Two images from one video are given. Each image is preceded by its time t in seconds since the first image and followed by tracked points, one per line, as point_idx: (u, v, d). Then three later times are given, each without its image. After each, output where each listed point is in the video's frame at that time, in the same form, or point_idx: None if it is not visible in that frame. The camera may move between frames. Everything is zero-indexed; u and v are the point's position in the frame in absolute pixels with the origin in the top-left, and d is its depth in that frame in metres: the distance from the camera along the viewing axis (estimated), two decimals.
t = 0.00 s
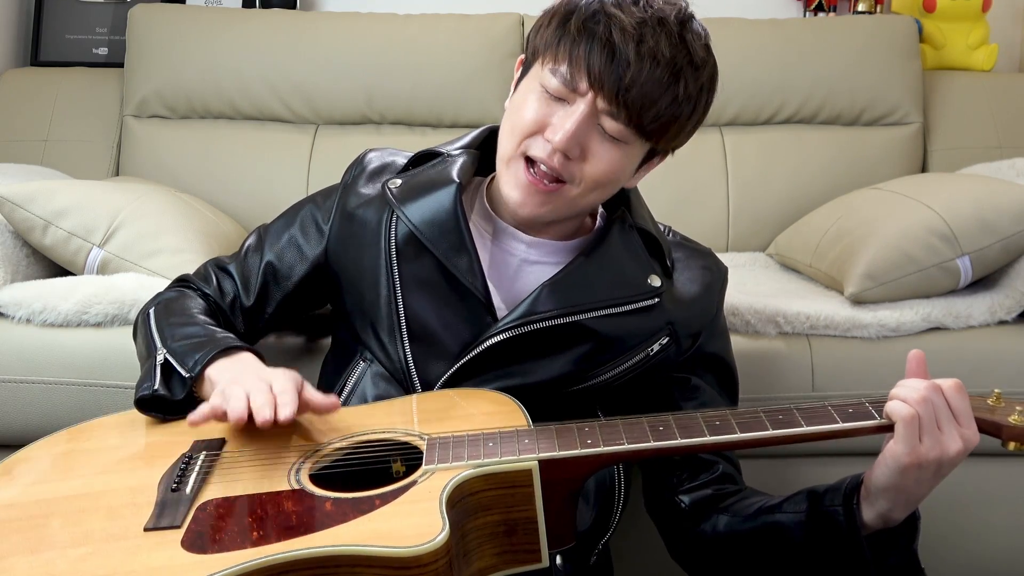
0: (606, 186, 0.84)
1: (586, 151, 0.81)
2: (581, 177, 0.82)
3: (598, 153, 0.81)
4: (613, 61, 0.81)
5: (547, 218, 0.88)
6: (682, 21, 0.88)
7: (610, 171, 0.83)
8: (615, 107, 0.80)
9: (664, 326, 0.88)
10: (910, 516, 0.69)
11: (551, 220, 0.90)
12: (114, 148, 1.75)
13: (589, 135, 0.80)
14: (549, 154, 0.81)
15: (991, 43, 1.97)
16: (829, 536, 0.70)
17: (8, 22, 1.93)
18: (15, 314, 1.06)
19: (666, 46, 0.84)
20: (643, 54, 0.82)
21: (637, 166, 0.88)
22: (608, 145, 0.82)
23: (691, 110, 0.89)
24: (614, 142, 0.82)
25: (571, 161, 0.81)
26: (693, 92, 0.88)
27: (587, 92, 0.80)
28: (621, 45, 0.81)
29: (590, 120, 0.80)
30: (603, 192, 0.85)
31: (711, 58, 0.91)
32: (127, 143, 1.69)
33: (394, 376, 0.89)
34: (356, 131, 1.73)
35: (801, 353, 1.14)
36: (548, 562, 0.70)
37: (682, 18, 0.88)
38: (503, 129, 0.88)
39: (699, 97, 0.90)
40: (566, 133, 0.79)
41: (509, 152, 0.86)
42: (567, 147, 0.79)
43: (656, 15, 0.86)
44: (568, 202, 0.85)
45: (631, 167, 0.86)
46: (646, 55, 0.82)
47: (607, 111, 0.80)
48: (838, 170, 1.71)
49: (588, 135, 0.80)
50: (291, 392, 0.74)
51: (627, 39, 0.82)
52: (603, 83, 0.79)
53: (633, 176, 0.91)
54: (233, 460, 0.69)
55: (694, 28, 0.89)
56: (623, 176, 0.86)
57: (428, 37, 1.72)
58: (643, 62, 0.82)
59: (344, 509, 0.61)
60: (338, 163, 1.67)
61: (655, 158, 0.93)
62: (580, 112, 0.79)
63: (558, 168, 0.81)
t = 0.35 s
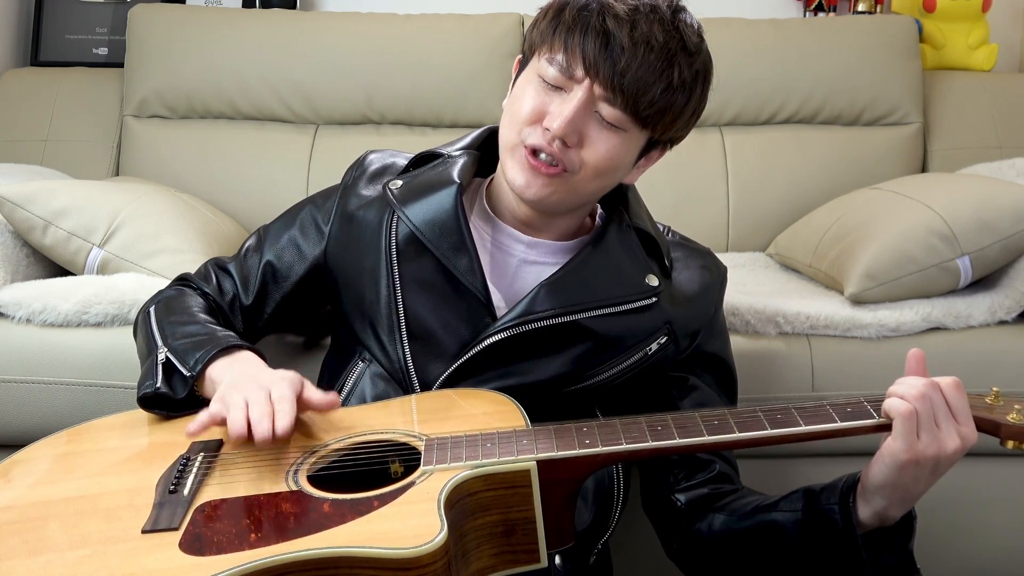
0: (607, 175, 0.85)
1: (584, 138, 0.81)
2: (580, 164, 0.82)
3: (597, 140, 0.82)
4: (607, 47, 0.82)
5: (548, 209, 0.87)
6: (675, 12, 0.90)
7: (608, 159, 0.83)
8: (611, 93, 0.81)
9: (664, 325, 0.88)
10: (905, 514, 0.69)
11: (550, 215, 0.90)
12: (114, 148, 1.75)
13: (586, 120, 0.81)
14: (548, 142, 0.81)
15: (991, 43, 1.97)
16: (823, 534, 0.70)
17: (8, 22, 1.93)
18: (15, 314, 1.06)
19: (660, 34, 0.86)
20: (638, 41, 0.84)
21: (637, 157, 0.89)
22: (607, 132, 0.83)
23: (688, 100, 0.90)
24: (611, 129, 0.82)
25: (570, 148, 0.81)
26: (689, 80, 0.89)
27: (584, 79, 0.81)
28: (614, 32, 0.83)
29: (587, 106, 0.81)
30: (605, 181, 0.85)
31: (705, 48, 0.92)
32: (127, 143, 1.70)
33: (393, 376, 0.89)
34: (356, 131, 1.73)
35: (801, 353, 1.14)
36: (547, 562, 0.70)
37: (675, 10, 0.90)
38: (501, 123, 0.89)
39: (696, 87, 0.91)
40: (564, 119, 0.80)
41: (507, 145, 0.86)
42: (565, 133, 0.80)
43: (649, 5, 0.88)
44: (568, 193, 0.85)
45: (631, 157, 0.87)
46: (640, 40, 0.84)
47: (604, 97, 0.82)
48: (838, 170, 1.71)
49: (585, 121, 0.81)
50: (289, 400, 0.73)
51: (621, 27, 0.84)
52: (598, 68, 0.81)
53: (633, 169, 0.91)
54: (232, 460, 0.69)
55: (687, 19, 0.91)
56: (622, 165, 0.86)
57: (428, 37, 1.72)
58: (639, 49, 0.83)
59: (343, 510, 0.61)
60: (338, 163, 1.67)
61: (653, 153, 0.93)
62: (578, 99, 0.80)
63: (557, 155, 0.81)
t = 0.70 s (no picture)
0: (610, 173, 0.84)
1: (587, 134, 0.81)
2: (583, 162, 0.82)
3: (599, 137, 0.82)
4: (611, 43, 0.82)
5: (550, 209, 0.87)
6: (679, 10, 0.90)
7: (611, 156, 0.83)
8: (614, 89, 0.81)
9: (663, 328, 0.88)
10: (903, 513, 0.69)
11: (552, 215, 0.90)
12: (114, 148, 1.75)
13: (589, 117, 0.81)
14: (550, 138, 0.81)
15: (991, 43, 1.97)
16: (823, 535, 0.70)
17: (8, 22, 1.93)
18: (15, 314, 1.06)
19: (663, 30, 0.86)
20: (642, 37, 0.84)
21: (639, 155, 0.88)
22: (610, 129, 0.83)
23: (691, 98, 0.90)
24: (614, 126, 0.82)
25: (573, 144, 0.81)
26: (692, 78, 0.89)
27: (588, 75, 0.81)
28: (618, 29, 0.83)
29: (590, 103, 0.81)
30: (607, 180, 0.85)
31: (708, 46, 0.92)
32: (127, 143, 1.70)
33: (393, 377, 0.89)
34: (356, 131, 1.73)
35: (801, 353, 1.14)
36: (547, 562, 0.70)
37: (678, 7, 0.90)
38: (503, 121, 0.89)
39: (698, 85, 0.91)
40: (567, 115, 0.80)
41: (509, 142, 0.86)
42: (568, 129, 0.80)
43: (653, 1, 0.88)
44: (570, 191, 0.84)
45: (633, 155, 0.87)
46: (644, 36, 0.84)
47: (607, 93, 0.82)
48: (838, 170, 1.71)
49: (589, 118, 0.81)
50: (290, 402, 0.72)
51: (625, 24, 0.84)
52: (602, 64, 0.81)
53: (634, 168, 0.91)
54: (232, 460, 0.69)
55: (690, 17, 0.91)
56: (625, 163, 0.86)
57: (428, 37, 1.72)
58: (642, 45, 0.83)
59: (343, 510, 0.61)
60: (338, 163, 1.67)
61: (655, 152, 0.93)
62: (581, 95, 0.80)
63: (560, 152, 0.81)
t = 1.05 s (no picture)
0: (608, 167, 0.84)
1: (584, 128, 0.81)
2: (581, 156, 0.82)
3: (596, 131, 0.82)
4: (606, 39, 0.82)
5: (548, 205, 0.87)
6: (674, 6, 0.90)
7: (608, 151, 0.83)
8: (611, 83, 0.81)
9: (666, 325, 0.88)
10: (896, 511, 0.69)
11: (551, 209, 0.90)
12: (114, 149, 1.75)
13: (586, 112, 0.81)
14: (548, 133, 0.81)
15: (991, 43, 1.98)
16: (806, 530, 0.70)
17: (8, 22, 1.93)
18: (15, 314, 1.06)
19: (659, 25, 0.86)
20: (637, 32, 0.84)
21: (637, 151, 0.88)
22: (607, 123, 0.83)
23: (688, 94, 0.90)
24: (611, 120, 0.83)
25: (570, 139, 0.81)
26: (688, 74, 0.89)
27: (584, 70, 0.81)
28: (613, 24, 0.83)
29: (587, 97, 0.81)
30: (605, 174, 0.85)
31: (704, 42, 0.92)
32: (127, 143, 1.70)
33: (394, 371, 0.88)
34: (356, 131, 1.73)
35: (801, 353, 1.15)
36: (547, 563, 0.70)
37: (673, 5, 0.90)
38: (500, 119, 0.89)
39: (695, 81, 0.91)
40: (563, 110, 0.80)
41: (508, 139, 0.86)
42: (565, 124, 0.80)
43: None
44: (569, 186, 0.84)
45: (631, 150, 0.87)
46: (640, 32, 0.84)
47: (604, 88, 0.81)
48: (838, 170, 1.71)
49: (585, 113, 0.81)
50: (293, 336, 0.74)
51: (620, 19, 0.84)
52: (597, 60, 0.81)
53: (632, 165, 0.91)
54: (232, 455, 0.69)
55: (686, 14, 0.91)
56: (622, 158, 0.86)
57: (428, 37, 1.72)
58: (637, 40, 0.83)
59: (344, 510, 0.61)
60: (338, 163, 1.67)
61: (653, 149, 0.93)
62: (578, 90, 0.81)
63: (557, 146, 0.81)
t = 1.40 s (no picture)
0: (609, 172, 0.85)
1: (586, 134, 0.81)
2: (582, 162, 0.82)
3: (598, 136, 0.82)
4: (607, 44, 0.82)
5: (550, 208, 0.87)
6: (675, 9, 0.90)
7: (610, 156, 0.83)
8: (613, 89, 0.81)
9: (664, 327, 0.88)
10: (893, 511, 0.70)
11: (551, 213, 0.90)
12: (114, 148, 1.75)
13: (587, 118, 0.81)
14: (549, 138, 0.81)
15: (991, 43, 1.97)
16: (800, 526, 0.70)
17: (8, 22, 1.93)
18: (15, 314, 1.06)
19: (660, 29, 0.86)
20: (638, 37, 0.83)
21: (638, 154, 0.89)
22: (608, 129, 0.83)
23: (688, 97, 0.90)
24: (613, 125, 0.83)
25: (572, 145, 0.81)
26: (689, 77, 0.89)
27: (586, 76, 0.81)
28: (614, 29, 0.83)
29: (589, 103, 0.81)
30: (606, 179, 0.85)
31: (705, 45, 0.92)
32: (127, 143, 1.70)
33: (393, 376, 0.89)
34: (356, 131, 1.73)
35: (801, 352, 1.15)
36: (547, 565, 0.70)
37: (674, 7, 0.90)
38: (501, 121, 0.89)
39: (696, 84, 0.91)
40: (565, 116, 0.80)
41: (509, 142, 0.86)
42: (567, 129, 0.80)
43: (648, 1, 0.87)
44: (570, 191, 0.85)
45: (632, 154, 0.87)
46: (641, 37, 0.84)
47: (606, 93, 0.81)
48: (838, 170, 1.71)
49: (586, 119, 0.81)
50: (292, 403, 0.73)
51: (622, 24, 0.84)
52: (599, 65, 0.81)
53: (633, 167, 0.91)
54: (233, 457, 0.69)
55: (687, 16, 0.91)
56: (624, 162, 0.86)
57: (428, 37, 1.72)
58: (639, 45, 0.83)
59: (344, 510, 0.61)
60: (338, 163, 1.67)
61: (653, 150, 0.93)
62: (579, 96, 0.80)
63: (559, 152, 0.82)
